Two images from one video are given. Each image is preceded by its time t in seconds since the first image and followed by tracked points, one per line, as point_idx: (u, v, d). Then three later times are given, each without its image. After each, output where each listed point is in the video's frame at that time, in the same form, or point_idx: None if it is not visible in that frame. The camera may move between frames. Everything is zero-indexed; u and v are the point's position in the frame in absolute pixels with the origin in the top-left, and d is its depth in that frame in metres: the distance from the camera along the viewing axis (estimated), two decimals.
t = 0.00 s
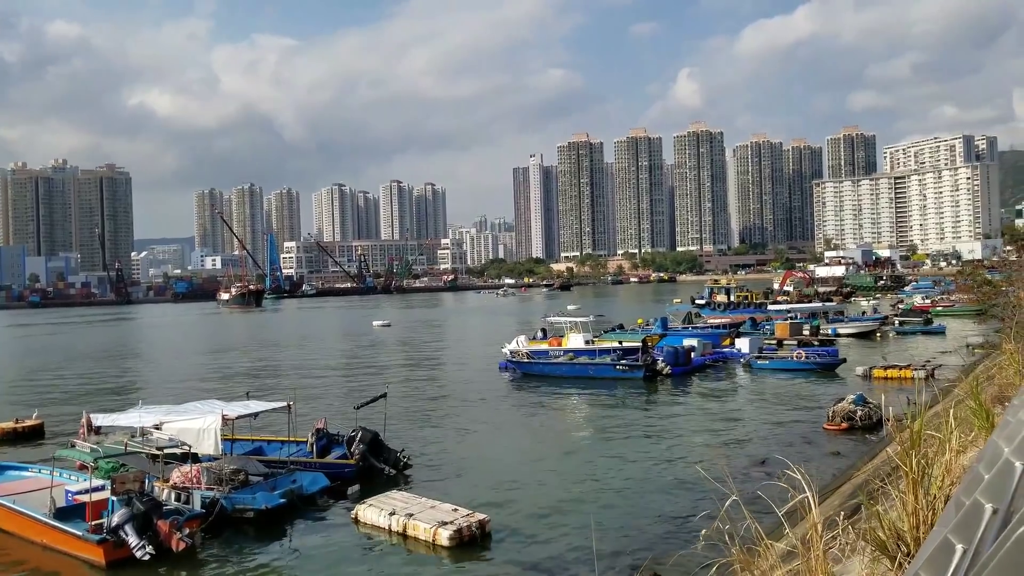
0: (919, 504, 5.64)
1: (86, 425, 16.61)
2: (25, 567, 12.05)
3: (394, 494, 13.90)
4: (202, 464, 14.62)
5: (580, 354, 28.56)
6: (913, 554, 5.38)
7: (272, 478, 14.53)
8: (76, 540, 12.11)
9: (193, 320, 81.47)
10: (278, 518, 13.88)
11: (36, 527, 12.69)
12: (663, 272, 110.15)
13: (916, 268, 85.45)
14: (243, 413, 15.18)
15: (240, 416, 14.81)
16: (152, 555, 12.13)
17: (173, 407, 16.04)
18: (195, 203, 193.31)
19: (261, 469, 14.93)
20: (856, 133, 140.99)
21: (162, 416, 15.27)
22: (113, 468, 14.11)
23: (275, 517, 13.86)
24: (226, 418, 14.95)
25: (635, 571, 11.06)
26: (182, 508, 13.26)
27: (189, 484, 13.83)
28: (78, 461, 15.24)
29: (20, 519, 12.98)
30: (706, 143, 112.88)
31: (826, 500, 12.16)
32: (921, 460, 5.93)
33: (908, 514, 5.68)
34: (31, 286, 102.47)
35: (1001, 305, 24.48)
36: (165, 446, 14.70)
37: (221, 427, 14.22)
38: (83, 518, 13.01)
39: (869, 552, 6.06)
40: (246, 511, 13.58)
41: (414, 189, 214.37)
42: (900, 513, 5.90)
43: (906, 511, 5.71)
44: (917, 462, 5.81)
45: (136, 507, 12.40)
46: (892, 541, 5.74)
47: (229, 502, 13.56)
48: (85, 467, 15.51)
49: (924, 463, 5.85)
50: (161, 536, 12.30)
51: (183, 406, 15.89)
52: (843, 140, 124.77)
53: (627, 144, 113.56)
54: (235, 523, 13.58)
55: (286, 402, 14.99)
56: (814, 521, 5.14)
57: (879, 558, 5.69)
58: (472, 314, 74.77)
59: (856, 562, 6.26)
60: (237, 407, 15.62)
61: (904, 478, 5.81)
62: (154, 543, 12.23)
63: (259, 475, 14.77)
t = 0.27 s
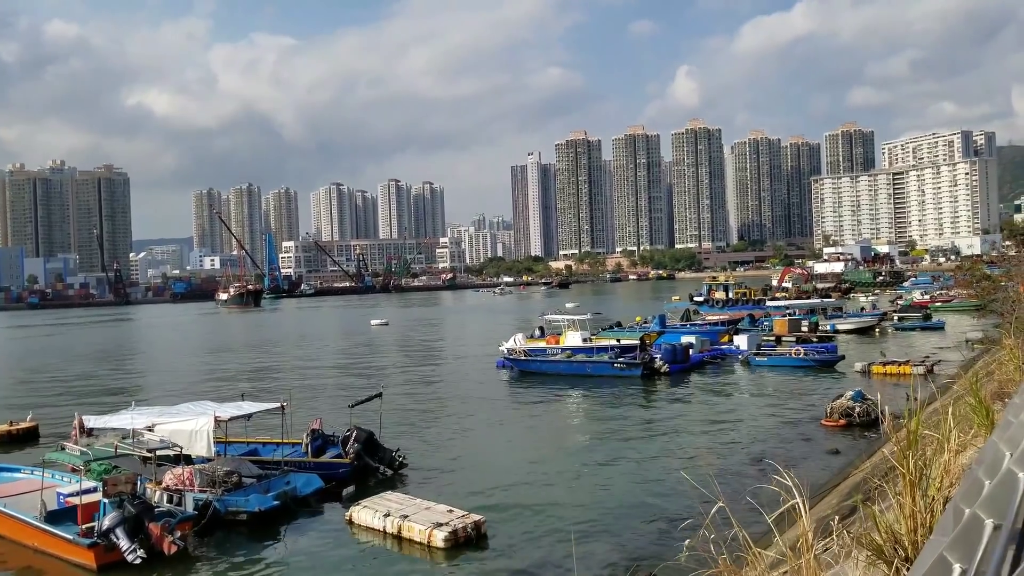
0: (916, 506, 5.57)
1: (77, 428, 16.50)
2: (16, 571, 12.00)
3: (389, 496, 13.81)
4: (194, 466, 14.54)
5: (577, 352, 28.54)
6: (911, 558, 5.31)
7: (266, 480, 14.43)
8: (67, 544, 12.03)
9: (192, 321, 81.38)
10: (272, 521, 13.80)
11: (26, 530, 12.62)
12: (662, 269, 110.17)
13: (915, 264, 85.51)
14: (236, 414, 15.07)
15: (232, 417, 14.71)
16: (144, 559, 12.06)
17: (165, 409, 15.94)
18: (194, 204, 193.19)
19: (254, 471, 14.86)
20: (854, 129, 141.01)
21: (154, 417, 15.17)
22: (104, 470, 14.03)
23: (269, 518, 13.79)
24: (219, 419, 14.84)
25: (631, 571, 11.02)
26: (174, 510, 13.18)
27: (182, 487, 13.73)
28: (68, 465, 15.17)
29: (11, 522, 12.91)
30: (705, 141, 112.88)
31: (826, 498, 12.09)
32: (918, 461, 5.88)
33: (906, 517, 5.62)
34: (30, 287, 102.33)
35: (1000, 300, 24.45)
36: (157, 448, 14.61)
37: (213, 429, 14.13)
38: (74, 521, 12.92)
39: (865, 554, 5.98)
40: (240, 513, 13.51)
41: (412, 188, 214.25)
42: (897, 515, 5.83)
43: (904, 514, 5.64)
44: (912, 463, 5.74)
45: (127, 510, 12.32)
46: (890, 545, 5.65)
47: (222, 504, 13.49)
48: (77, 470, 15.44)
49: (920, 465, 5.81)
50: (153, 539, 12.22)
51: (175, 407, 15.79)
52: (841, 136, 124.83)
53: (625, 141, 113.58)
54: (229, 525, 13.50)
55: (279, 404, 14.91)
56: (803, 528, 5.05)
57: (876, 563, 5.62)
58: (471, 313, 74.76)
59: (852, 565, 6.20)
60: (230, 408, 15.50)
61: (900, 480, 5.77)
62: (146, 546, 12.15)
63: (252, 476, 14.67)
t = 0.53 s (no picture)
0: (906, 517, 5.51)
1: (66, 427, 16.30)
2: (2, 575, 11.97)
3: (381, 499, 13.71)
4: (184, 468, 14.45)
5: (574, 352, 28.47)
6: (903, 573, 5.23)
7: (256, 483, 14.35)
8: (51, 546, 12.08)
9: (189, 319, 81.16)
10: (261, 523, 13.74)
11: (13, 533, 12.56)
12: (661, 268, 110.17)
13: (913, 264, 85.48)
14: (227, 416, 15.01)
15: (223, 419, 14.61)
16: (130, 563, 12.10)
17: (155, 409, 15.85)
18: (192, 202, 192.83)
19: (245, 472, 14.77)
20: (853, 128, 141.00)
21: (144, 417, 15.04)
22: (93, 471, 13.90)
23: (259, 521, 13.75)
24: (209, 421, 14.77)
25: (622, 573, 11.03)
26: (163, 512, 13.14)
27: (171, 489, 13.63)
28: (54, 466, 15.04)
29: None
30: (703, 139, 112.77)
31: (820, 503, 12.06)
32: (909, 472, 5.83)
33: (898, 529, 5.52)
34: (27, 285, 102.05)
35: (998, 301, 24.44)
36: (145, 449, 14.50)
37: (203, 431, 14.01)
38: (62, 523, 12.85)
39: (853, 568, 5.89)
40: (229, 516, 13.46)
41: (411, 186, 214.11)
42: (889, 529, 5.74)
43: (897, 527, 5.54)
44: (904, 475, 5.71)
45: (114, 513, 12.33)
46: (880, 560, 5.56)
47: (211, 507, 13.44)
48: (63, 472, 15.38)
49: (911, 477, 5.74)
50: (140, 543, 12.27)
51: (166, 407, 15.71)
52: (840, 135, 124.81)
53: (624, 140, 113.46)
54: (219, 528, 13.46)
55: (270, 406, 14.79)
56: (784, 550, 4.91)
57: None
58: (469, 311, 74.74)
59: None
60: (221, 410, 15.42)
61: (891, 491, 5.71)
62: (132, 551, 12.20)
63: (243, 478, 14.59)
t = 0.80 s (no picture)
0: (894, 527, 5.37)
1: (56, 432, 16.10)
2: None
3: (374, 503, 13.68)
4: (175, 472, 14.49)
5: (571, 353, 28.47)
6: None
7: (249, 487, 14.43)
8: (40, 552, 11.85)
9: (188, 320, 81.17)
10: (254, 528, 13.76)
11: (2, 538, 12.40)
12: (660, 269, 110.21)
13: (912, 265, 85.62)
14: (220, 418, 15.03)
15: (215, 422, 14.62)
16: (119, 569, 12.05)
17: (146, 412, 15.79)
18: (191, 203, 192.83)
19: (238, 476, 14.78)
20: (852, 129, 141.14)
21: (136, 420, 15.03)
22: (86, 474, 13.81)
23: (251, 525, 13.77)
24: (201, 424, 14.78)
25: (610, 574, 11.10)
26: (154, 517, 13.14)
27: (162, 493, 13.60)
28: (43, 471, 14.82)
29: None
30: (703, 140, 112.78)
31: (815, 507, 12.04)
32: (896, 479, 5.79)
33: (884, 539, 5.39)
34: (26, 287, 101.92)
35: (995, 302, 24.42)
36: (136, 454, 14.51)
37: (194, 435, 14.04)
38: (51, 529, 12.70)
39: None
40: (221, 521, 13.51)
41: (410, 187, 214.17)
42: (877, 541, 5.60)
43: (883, 537, 5.40)
44: (892, 484, 5.64)
45: (102, 519, 12.23)
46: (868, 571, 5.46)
47: (203, 511, 13.48)
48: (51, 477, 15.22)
49: (897, 485, 5.69)
50: (129, 548, 12.21)
51: (157, 411, 15.66)
52: (839, 136, 124.95)
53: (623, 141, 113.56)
54: (210, 532, 13.51)
55: (263, 410, 14.73)
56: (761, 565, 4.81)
57: None
58: (467, 313, 74.80)
59: None
60: (214, 413, 15.41)
61: (876, 499, 5.68)
62: (121, 556, 12.13)
63: (235, 482, 14.61)
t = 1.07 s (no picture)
0: (882, 536, 5.11)
1: (50, 433, 16.00)
2: None
3: (366, 506, 13.58)
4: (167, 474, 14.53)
5: (569, 354, 28.45)
6: None
7: (241, 490, 14.26)
8: (28, 556, 11.77)
9: (187, 321, 81.15)
10: (245, 532, 13.63)
11: None
12: (659, 269, 110.23)
13: (911, 265, 85.61)
14: (211, 421, 15.02)
15: (206, 425, 14.60)
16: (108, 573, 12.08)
17: (139, 414, 15.80)
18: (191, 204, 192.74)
19: (230, 479, 14.72)
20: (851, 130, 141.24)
21: (128, 423, 15.02)
22: (77, 477, 13.56)
23: (242, 529, 13.65)
24: (193, 427, 14.79)
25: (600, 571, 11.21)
26: (144, 521, 13.18)
27: (153, 496, 13.70)
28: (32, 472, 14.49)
29: None
30: (702, 141, 112.83)
31: (808, 510, 11.97)
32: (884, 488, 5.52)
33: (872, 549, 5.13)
34: (26, 287, 101.87)
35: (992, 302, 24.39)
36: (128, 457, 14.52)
37: (186, 437, 14.07)
38: (41, 533, 12.65)
39: None
40: (212, 524, 13.31)
41: (409, 188, 214.17)
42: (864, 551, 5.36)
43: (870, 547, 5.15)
44: (879, 491, 5.27)
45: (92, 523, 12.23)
46: None
47: (193, 515, 13.29)
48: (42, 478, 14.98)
49: (885, 494, 5.41)
50: (119, 553, 12.28)
51: (149, 414, 15.68)
52: (838, 136, 124.98)
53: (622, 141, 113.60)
54: (201, 536, 13.32)
55: (255, 411, 14.63)
56: None
57: None
58: (467, 314, 74.78)
59: None
60: (206, 416, 15.40)
61: (865, 508, 5.35)
62: (110, 561, 12.19)
63: (227, 485, 14.55)
